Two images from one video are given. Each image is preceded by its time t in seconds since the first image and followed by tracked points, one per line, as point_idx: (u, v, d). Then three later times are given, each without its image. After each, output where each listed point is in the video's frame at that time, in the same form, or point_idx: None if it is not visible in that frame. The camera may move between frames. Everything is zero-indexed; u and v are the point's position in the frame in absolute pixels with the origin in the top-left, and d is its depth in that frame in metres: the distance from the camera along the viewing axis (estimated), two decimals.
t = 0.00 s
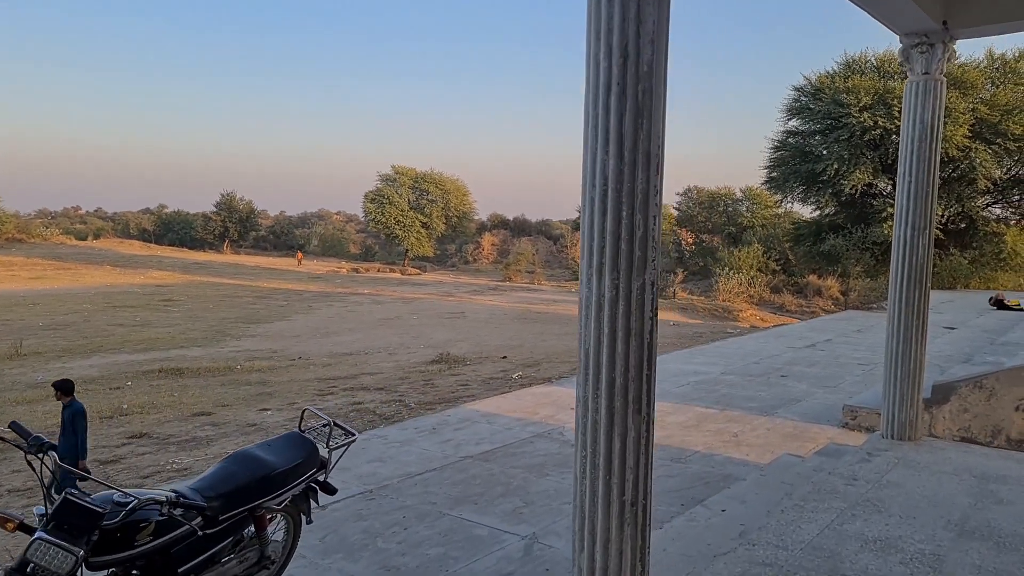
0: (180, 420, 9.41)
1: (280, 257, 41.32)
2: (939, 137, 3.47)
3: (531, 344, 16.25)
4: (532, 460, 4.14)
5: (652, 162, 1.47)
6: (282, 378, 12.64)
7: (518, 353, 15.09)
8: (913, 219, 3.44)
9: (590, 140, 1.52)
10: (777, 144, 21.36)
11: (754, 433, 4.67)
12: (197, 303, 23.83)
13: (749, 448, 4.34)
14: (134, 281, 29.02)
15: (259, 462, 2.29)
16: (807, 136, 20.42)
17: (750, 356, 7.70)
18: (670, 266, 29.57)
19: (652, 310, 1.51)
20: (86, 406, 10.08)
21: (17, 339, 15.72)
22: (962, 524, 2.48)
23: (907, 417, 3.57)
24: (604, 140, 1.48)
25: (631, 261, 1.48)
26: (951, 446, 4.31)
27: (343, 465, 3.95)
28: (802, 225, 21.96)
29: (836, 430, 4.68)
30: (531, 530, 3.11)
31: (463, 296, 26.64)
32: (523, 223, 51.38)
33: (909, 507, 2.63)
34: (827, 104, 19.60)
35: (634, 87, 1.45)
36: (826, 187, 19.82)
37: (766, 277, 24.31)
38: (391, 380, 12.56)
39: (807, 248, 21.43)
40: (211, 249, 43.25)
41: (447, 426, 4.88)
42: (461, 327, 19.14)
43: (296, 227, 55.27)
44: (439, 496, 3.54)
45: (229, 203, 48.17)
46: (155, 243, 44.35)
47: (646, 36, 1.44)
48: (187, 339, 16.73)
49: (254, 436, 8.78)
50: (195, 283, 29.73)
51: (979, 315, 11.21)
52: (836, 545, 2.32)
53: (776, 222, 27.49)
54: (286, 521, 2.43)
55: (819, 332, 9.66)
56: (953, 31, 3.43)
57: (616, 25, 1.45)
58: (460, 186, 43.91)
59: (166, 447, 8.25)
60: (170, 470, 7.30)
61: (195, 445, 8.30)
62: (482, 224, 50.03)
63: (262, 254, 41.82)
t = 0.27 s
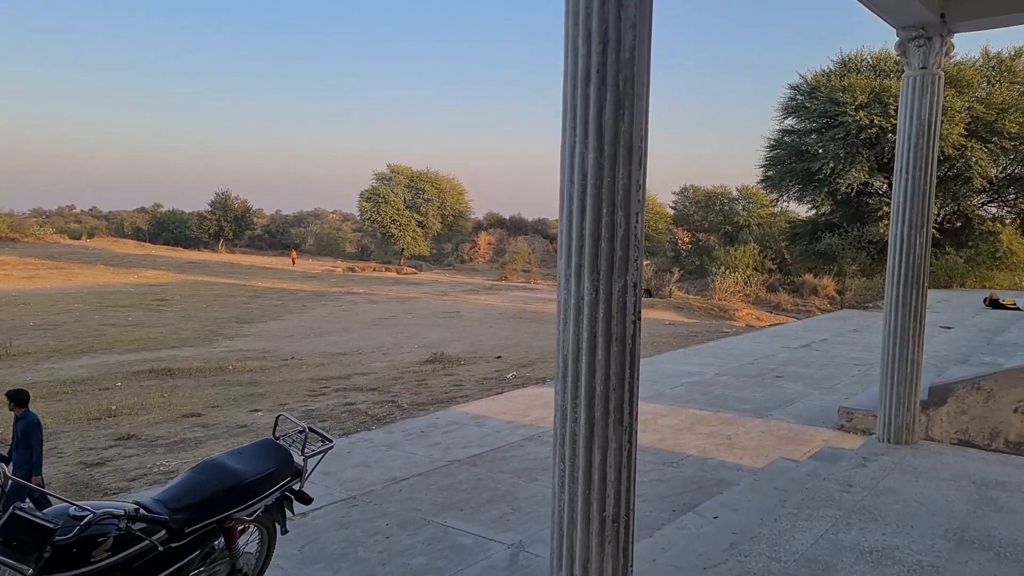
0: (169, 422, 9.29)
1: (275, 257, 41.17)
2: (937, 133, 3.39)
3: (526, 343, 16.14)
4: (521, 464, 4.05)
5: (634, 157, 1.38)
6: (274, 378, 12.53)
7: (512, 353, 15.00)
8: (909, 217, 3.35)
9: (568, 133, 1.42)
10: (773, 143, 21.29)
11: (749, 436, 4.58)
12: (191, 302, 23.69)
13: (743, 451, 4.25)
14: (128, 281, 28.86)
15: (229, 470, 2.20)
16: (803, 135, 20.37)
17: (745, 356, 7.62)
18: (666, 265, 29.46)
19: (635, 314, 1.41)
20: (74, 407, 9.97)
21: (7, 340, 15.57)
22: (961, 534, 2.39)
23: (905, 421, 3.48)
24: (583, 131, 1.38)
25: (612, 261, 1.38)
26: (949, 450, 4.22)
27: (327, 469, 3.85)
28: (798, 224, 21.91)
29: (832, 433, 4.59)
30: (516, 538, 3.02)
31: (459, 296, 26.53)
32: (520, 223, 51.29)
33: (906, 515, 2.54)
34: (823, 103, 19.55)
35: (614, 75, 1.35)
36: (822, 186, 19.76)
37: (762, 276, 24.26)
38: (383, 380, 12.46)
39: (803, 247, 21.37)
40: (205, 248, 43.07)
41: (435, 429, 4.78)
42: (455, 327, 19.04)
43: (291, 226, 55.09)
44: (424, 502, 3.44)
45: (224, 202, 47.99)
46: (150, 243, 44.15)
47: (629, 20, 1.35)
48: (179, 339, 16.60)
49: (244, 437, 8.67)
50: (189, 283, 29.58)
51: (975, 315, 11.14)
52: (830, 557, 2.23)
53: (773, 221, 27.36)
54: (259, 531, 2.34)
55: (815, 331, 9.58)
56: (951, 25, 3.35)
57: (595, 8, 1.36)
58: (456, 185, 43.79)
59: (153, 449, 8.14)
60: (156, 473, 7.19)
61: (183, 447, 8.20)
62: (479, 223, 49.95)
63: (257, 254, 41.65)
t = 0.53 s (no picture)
0: (154, 425, 9.16)
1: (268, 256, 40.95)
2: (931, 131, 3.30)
3: (519, 343, 16.05)
4: (506, 470, 3.96)
5: (609, 154, 1.28)
6: (263, 379, 12.41)
7: (504, 353, 14.90)
8: (903, 218, 3.27)
9: (538, 128, 1.32)
10: (766, 142, 21.24)
11: (740, 440, 4.50)
12: (181, 302, 23.51)
13: (733, 456, 4.17)
14: (118, 280, 28.65)
15: (190, 487, 2.11)
16: (797, 134, 20.33)
17: (737, 357, 7.54)
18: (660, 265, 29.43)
19: (611, 323, 1.32)
20: (60, 409, 9.84)
21: None
22: (955, 546, 2.30)
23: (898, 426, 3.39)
24: (554, 127, 1.29)
25: (585, 267, 1.28)
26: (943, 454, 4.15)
27: (307, 477, 3.75)
28: (792, 223, 21.87)
29: (824, 436, 4.51)
30: (499, 549, 2.93)
31: (452, 295, 26.41)
32: (514, 222, 51.18)
33: (898, 527, 2.46)
34: (816, 102, 19.51)
35: (588, 67, 1.25)
36: (816, 185, 19.73)
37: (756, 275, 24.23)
38: (374, 381, 12.36)
39: (796, 247, 21.33)
40: (197, 248, 42.84)
41: (421, 433, 4.68)
42: (448, 327, 18.94)
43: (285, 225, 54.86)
44: (406, 511, 3.35)
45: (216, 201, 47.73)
46: (141, 242, 43.88)
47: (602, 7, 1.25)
48: (169, 339, 16.46)
49: (231, 440, 8.57)
50: (181, 282, 29.40)
51: (968, 314, 11.10)
52: (821, 571, 2.14)
53: (766, 220, 27.33)
54: (224, 546, 2.25)
55: (808, 331, 9.52)
56: (945, 20, 3.27)
57: None
58: (450, 184, 43.66)
59: (138, 452, 8.02)
60: (139, 477, 7.07)
61: (168, 450, 8.07)
62: (473, 223, 49.82)
63: (249, 253, 41.44)
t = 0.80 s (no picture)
0: (136, 426, 9.02)
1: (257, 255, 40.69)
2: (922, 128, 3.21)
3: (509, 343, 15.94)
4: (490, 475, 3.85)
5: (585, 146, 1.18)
6: (250, 380, 12.27)
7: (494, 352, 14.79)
8: (894, 216, 3.19)
9: (505, 118, 1.22)
10: (757, 141, 21.23)
11: (728, 443, 4.41)
12: (168, 302, 23.29)
13: (721, 459, 4.09)
14: (105, 280, 28.36)
15: (147, 499, 2.00)
16: (787, 132, 20.32)
17: (727, 357, 7.47)
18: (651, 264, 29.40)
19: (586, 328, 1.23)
20: (40, 410, 9.68)
21: None
22: (949, 556, 2.22)
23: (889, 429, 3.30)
24: (523, 116, 1.18)
25: (554, 269, 1.19)
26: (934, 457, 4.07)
27: (283, 483, 3.64)
28: (782, 222, 21.87)
29: (813, 439, 4.43)
30: (479, 559, 2.83)
31: (442, 295, 26.29)
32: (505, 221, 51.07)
33: (890, 536, 2.37)
34: (807, 100, 19.51)
35: (558, 51, 1.15)
36: (806, 184, 19.72)
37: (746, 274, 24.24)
38: (362, 382, 12.23)
39: (787, 246, 21.32)
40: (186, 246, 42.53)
41: (403, 437, 4.57)
42: (438, 327, 18.82)
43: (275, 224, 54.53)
44: (384, 518, 3.24)
45: (205, 199, 47.42)
46: (129, 241, 43.53)
47: None
48: (154, 339, 16.27)
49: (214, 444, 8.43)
50: (169, 281, 29.15)
51: (959, 314, 11.08)
52: None
53: (757, 219, 27.37)
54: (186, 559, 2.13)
55: (798, 331, 9.47)
56: (937, 14, 3.19)
57: None
58: (441, 182, 43.52)
59: (118, 455, 7.88)
60: (119, 481, 6.93)
61: (150, 453, 7.94)
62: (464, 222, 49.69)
63: (238, 252, 41.16)
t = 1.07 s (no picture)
0: (118, 429, 8.88)
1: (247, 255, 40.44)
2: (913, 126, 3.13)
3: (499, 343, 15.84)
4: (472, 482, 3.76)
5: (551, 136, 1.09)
6: (236, 381, 12.13)
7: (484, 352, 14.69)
8: (885, 215, 3.10)
9: (465, 108, 1.13)
10: (748, 139, 21.21)
11: (716, 447, 4.32)
12: (155, 302, 23.08)
13: (709, 464, 4.00)
14: (92, 279, 28.09)
15: (98, 517, 1.88)
16: (778, 131, 20.31)
17: (717, 358, 7.39)
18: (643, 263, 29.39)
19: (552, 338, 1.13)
20: (20, 413, 9.51)
21: None
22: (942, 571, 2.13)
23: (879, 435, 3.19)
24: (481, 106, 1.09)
25: (516, 273, 1.09)
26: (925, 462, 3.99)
27: (258, 491, 3.53)
28: (773, 221, 21.86)
29: (803, 442, 4.35)
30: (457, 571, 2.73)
31: (433, 294, 26.17)
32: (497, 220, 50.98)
33: (881, 549, 2.27)
34: (798, 99, 19.51)
35: (519, 36, 1.06)
36: (797, 183, 19.72)
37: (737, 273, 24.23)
38: (350, 383, 12.11)
39: (778, 245, 21.31)
40: (175, 246, 42.25)
41: (384, 442, 4.47)
42: (428, 326, 18.71)
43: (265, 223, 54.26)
44: (361, 528, 3.14)
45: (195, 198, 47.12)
46: (118, 240, 43.20)
47: None
48: (140, 340, 16.09)
49: (197, 447, 8.30)
50: (156, 281, 28.91)
51: (949, 313, 11.05)
52: None
53: (748, 218, 27.40)
54: None
55: (789, 331, 9.41)
56: (928, 8, 3.10)
57: None
58: (432, 181, 43.39)
59: (99, 458, 7.74)
60: (99, 485, 6.80)
61: (131, 456, 7.80)
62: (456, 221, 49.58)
63: (228, 251, 40.91)
